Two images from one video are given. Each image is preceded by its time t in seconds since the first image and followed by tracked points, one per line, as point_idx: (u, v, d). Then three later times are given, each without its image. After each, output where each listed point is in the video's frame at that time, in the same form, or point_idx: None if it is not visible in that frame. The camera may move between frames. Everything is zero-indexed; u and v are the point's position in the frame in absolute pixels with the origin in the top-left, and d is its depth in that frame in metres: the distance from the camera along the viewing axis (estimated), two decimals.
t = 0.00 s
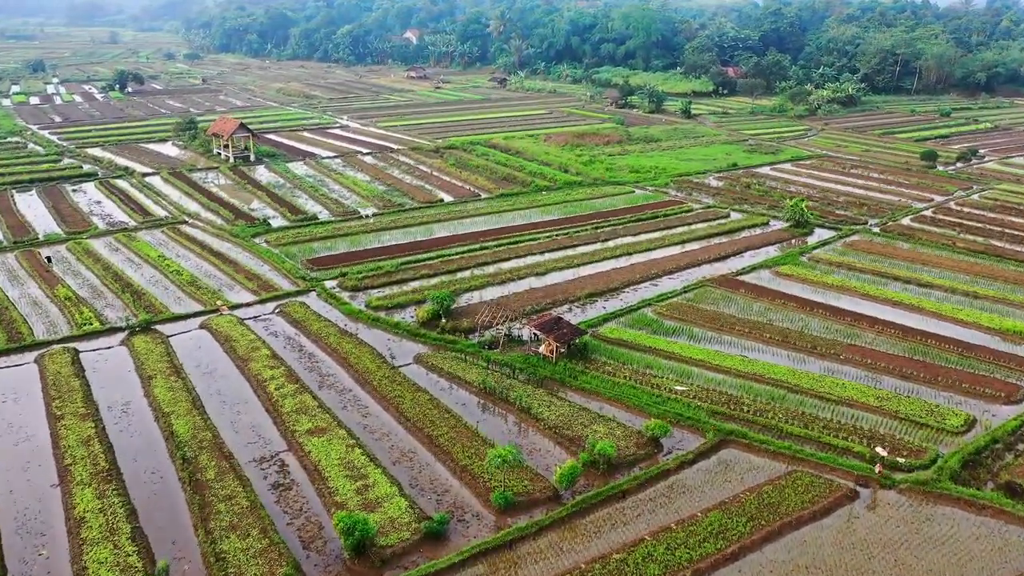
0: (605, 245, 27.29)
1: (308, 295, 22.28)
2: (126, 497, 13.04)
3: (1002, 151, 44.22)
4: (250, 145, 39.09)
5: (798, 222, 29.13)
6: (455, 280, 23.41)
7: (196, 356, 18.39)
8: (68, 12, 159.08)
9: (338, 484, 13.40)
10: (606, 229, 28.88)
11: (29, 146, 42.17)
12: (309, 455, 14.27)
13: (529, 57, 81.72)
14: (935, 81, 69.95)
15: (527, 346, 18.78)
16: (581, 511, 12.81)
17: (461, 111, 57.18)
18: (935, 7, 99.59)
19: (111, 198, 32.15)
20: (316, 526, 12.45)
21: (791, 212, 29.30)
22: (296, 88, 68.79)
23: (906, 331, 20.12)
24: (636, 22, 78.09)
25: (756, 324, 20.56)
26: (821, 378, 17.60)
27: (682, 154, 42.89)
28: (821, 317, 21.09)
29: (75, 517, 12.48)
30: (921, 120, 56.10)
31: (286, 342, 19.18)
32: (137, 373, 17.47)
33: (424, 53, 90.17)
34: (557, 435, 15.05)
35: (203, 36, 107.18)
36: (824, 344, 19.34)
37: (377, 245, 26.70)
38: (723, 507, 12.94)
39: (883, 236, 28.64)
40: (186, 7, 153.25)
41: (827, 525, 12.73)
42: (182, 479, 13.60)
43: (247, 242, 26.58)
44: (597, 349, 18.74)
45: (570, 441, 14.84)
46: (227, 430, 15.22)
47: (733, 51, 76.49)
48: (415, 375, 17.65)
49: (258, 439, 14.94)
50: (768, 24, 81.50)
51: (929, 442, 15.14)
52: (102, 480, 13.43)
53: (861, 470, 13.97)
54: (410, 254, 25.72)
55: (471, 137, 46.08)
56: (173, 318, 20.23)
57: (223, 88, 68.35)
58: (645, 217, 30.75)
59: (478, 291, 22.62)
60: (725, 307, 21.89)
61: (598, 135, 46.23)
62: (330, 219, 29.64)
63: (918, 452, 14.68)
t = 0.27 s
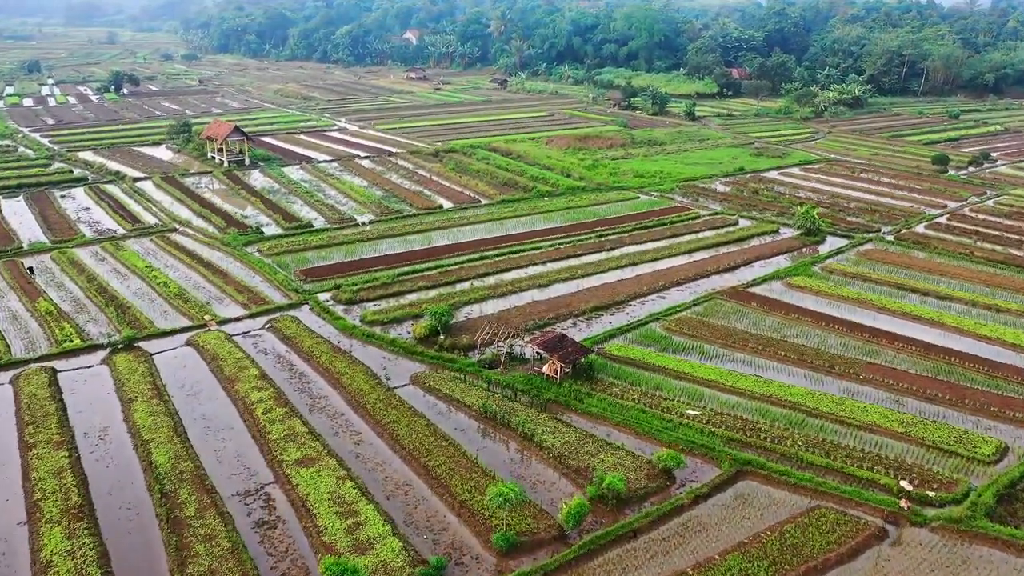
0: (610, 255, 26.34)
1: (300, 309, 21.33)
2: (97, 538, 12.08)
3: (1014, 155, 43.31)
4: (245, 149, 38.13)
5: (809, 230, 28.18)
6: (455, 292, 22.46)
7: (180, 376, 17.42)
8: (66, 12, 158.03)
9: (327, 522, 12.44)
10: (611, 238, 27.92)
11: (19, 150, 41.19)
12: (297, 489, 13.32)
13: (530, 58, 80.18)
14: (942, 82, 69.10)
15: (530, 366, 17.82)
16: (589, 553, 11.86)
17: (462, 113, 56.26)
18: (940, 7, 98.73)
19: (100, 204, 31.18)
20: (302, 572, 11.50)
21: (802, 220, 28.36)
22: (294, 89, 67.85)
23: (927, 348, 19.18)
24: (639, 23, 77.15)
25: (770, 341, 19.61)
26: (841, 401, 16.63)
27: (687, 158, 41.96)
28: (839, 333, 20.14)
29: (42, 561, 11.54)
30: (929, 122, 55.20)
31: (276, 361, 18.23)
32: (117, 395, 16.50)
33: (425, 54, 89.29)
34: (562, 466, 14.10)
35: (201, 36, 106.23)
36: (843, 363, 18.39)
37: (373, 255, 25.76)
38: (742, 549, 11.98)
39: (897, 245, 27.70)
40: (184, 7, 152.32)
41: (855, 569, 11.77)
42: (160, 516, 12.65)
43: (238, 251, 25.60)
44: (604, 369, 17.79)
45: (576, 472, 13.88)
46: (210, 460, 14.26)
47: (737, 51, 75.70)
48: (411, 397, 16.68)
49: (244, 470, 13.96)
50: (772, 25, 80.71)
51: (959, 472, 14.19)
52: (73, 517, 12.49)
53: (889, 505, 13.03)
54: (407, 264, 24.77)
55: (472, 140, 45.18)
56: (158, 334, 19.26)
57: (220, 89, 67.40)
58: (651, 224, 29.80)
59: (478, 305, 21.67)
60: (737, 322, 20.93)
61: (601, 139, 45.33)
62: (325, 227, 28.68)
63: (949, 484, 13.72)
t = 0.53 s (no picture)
0: (617, 265, 25.37)
1: (294, 323, 20.38)
2: None
3: None
4: (241, 153, 37.20)
5: (824, 239, 27.19)
6: (456, 306, 21.52)
7: (165, 398, 16.46)
8: (67, 11, 157.26)
9: (316, 567, 11.48)
10: (618, 247, 26.96)
11: (11, 153, 40.25)
12: (284, 528, 12.35)
13: (534, 59, 79.69)
14: (952, 84, 68.02)
15: (534, 388, 16.85)
16: None
17: (464, 115, 55.35)
18: (948, 7, 97.67)
19: (91, 210, 30.23)
20: None
21: (816, 228, 27.36)
22: (294, 90, 66.95)
23: (954, 368, 18.19)
24: (644, 23, 76.20)
25: (787, 360, 18.63)
26: (866, 427, 15.64)
27: (695, 162, 40.99)
28: (859, 351, 19.18)
29: None
30: (940, 125, 54.20)
31: (266, 381, 17.28)
32: (97, 419, 15.54)
33: (427, 54, 88.43)
34: (570, 501, 13.13)
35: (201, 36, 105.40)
36: (866, 385, 17.41)
37: (371, 265, 24.81)
38: None
39: (916, 254, 26.71)
40: (185, 8, 151.51)
41: None
42: (135, 558, 11.70)
43: (231, 261, 24.66)
44: (613, 391, 16.82)
45: (585, 509, 12.91)
46: (192, 494, 13.29)
47: (743, 52, 74.92)
48: (408, 422, 15.72)
49: (228, 505, 13.00)
50: (779, 25, 79.86)
51: (997, 509, 13.21)
52: (42, 561, 11.54)
53: (924, 547, 12.05)
54: (407, 275, 23.84)
55: (475, 143, 44.28)
56: (143, 351, 18.30)
57: (219, 90, 66.49)
58: (659, 231, 28.84)
59: (479, 319, 20.70)
60: (751, 338, 19.96)
61: (607, 142, 44.38)
62: (322, 234, 27.74)
63: (987, 523, 12.73)
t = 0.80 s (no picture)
0: (625, 276, 24.44)
1: (287, 339, 19.46)
2: None
3: None
4: (238, 157, 36.30)
5: (839, 248, 26.21)
6: (456, 320, 20.58)
7: (147, 422, 15.52)
8: (68, 11, 156.67)
9: None
10: (625, 257, 26.01)
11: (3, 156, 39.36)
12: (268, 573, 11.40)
13: (537, 59, 78.74)
14: (962, 85, 66.93)
15: (540, 412, 15.89)
16: None
17: (467, 116, 54.45)
18: (957, 7, 96.56)
19: (82, 216, 29.33)
20: None
21: (831, 237, 26.38)
22: (294, 91, 66.10)
23: (984, 390, 17.21)
24: (649, 23, 75.20)
25: (806, 381, 17.65)
26: (893, 455, 14.69)
27: (703, 167, 40.04)
28: (882, 371, 18.21)
29: None
30: (952, 127, 53.18)
31: (255, 403, 16.35)
32: (74, 447, 14.60)
33: (429, 55, 87.58)
34: (580, 543, 12.18)
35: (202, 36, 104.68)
36: (890, 408, 16.46)
37: (369, 276, 23.90)
38: None
39: (935, 265, 25.71)
40: (186, 7, 150.79)
41: None
42: None
43: (224, 272, 23.72)
44: (622, 416, 15.86)
45: (597, 553, 11.94)
46: (171, 533, 12.35)
47: (749, 53, 74.05)
48: (405, 450, 14.77)
49: (209, 546, 12.06)
50: (786, 25, 78.99)
51: None
52: None
53: None
54: (406, 286, 22.91)
55: (477, 147, 43.36)
56: (127, 370, 17.37)
57: (218, 91, 65.63)
58: (668, 240, 27.89)
59: (482, 336, 19.75)
60: (767, 357, 19.00)
61: (612, 146, 43.44)
62: (319, 243, 26.83)
63: None
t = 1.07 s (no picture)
0: (633, 289, 23.48)
1: (279, 357, 18.52)
2: None
3: None
4: (234, 161, 35.37)
5: (855, 258, 25.25)
6: (458, 336, 19.62)
7: (128, 450, 14.58)
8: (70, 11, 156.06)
9: None
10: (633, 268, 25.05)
11: None
12: None
13: (542, 61, 77.03)
14: (974, 87, 65.80)
15: (545, 440, 14.93)
16: None
17: (470, 119, 53.56)
18: (966, 7, 95.34)
19: (72, 223, 28.43)
20: None
21: (848, 247, 25.40)
22: (295, 92, 65.25)
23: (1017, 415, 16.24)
24: (654, 24, 74.18)
25: (828, 404, 16.66)
26: (926, 489, 13.70)
27: (711, 172, 39.07)
28: (907, 395, 17.24)
29: None
30: (964, 130, 52.12)
31: (243, 429, 15.40)
32: (47, 478, 13.67)
33: (432, 56, 86.72)
34: None
35: (203, 36, 103.91)
36: (918, 435, 15.49)
37: (368, 287, 22.97)
38: None
39: (956, 277, 24.72)
40: (189, 8, 150.16)
41: None
42: None
43: (215, 283, 22.79)
44: (633, 445, 14.89)
45: None
46: None
47: (756, 54, 73.09)
48: (401, 482, 13.80)
49: None
50: (793, 26, 78.03)
51: None
52: None
53: None
54: (405, 299, 21.97)
55: (480, 150, 42.44)
56: (108, 392, 16.45)
57: (218, 92, 64.78)
58: (677, 249, 26.93)
59: (484, 354, 18.80)
60: (786, 379, 18.02)
61: (618, 149, 42.49)
62: (316, 252, 25.91)
63: None
